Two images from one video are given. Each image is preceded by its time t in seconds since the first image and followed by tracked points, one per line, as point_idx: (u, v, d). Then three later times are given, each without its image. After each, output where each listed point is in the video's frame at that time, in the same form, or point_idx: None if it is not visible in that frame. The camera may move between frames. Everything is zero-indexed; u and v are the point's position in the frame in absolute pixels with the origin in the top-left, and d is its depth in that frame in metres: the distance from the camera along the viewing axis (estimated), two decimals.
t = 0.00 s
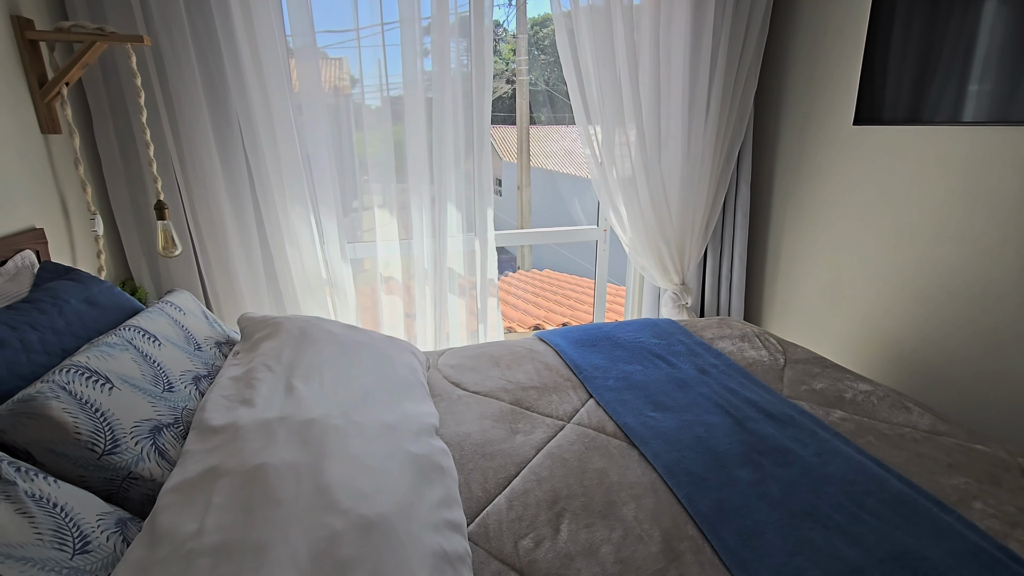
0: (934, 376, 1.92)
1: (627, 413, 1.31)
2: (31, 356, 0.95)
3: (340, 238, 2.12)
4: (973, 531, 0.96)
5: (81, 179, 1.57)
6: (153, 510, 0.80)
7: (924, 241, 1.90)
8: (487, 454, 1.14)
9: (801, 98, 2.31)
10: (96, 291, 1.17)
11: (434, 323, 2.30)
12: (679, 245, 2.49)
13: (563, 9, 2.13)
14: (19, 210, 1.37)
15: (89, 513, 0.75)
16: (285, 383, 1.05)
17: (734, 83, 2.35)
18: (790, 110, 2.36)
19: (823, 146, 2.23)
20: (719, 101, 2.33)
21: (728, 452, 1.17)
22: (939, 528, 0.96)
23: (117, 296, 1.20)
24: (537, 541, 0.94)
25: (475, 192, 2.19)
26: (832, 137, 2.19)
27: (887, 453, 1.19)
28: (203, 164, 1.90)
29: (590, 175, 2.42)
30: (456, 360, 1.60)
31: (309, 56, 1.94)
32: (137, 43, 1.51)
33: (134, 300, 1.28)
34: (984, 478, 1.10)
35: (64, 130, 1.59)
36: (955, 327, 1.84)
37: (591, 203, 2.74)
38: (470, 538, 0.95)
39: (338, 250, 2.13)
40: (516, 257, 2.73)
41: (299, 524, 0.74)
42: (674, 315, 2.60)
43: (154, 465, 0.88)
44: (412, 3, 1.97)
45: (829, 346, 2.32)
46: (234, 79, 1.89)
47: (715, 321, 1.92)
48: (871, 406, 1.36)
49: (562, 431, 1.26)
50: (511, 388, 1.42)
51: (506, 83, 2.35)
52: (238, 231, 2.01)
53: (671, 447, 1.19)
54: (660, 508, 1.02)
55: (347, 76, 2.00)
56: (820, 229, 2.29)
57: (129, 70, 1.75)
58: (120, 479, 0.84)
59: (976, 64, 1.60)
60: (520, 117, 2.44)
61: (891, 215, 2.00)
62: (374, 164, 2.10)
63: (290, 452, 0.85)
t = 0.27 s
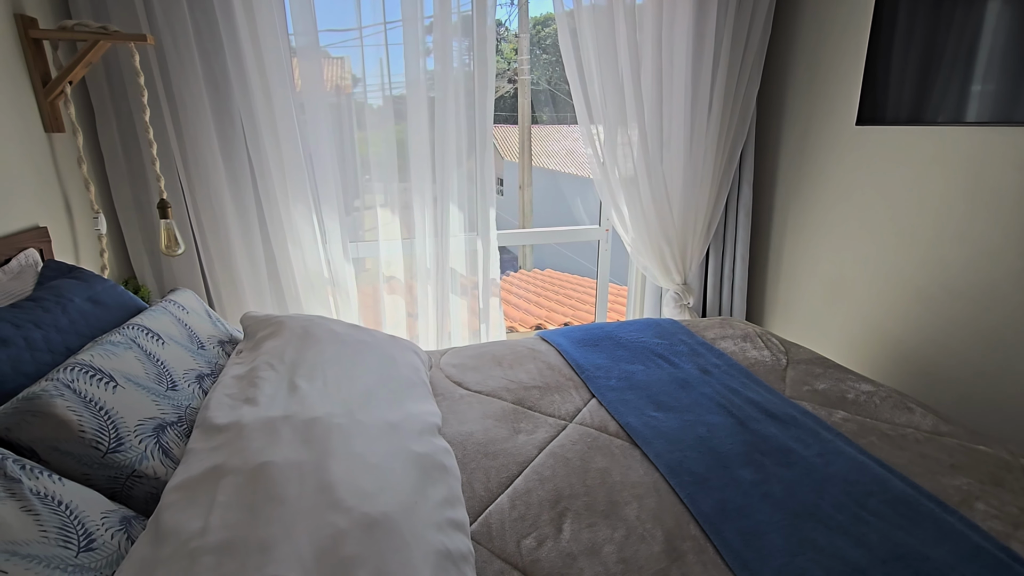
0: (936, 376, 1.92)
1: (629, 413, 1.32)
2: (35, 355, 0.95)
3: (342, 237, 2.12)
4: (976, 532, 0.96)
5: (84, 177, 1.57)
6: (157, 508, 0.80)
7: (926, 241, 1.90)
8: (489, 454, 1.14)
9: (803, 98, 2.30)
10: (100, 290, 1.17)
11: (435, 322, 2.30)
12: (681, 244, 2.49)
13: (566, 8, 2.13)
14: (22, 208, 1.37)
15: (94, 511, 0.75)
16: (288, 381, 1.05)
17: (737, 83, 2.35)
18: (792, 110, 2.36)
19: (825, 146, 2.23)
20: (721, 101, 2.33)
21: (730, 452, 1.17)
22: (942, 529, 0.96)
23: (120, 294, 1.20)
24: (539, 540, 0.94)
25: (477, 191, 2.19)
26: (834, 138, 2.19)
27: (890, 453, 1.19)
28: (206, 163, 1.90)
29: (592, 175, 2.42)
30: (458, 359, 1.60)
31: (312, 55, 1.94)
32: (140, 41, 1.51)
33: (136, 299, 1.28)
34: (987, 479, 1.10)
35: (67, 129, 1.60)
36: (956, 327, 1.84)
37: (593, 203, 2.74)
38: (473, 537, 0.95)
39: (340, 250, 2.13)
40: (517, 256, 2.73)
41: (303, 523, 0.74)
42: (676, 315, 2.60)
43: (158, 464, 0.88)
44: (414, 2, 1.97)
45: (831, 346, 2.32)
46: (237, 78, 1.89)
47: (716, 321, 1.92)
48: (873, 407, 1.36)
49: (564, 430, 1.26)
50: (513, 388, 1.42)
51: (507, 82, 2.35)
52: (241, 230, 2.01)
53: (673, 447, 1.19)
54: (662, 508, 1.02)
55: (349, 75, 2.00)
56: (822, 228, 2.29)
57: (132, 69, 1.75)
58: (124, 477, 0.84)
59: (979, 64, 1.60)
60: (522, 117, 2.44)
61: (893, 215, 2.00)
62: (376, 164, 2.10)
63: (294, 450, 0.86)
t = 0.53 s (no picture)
0: (933, 377, 1.93)
1: (627, 414, 1.32)
2: (35, 354, 0.95)
3: (342, 236, 2.12)
4: (971, 533, 0.96)
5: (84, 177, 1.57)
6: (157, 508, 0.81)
7: (924, 243, 1.91)
8: (488, 454, 1.15)
9: (802, 100, 2.31)
10: (100, 290, 1.18)
11: (435, 322, 2.30)
12: (680, 245, 2.50)
13: (566, 9, 2.14)
14: (22, 208, 1.37)
15: (94, 511, 0.75)
16: (288, 382, 1.05)
17: (736, 85, 2.36)
18: (791, 112, 2.37)
19: (824, 148, 2.24)
20: (720, 102, 2.34)
21: (728, 453, 1.18)
22: (938, 530, 0.96)
23: (120, 294, 1.21)
24: (537, 540, 0.95)
25: (477, 192, 2.20)
26: (832, 139, 2.20)
27: (886, 454, 1.19)
28: (206, 162, 1.90)
29: (591, 176, 2.43)
30: (457, 360, 1.60)
31: (312, 55, 1.94)
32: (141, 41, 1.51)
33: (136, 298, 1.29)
34: (983, 480, 1.11)
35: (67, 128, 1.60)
36: (954, 328, 1.85)
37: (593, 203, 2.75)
38: (471, 537, 0.95)
39: (339, 249, 2.14)
40: (517, 257, 2.74)
41: (302, 523, 0.74)
42: (675, 316, 2.61)
43: (157, 463, 0.88)
44: (414, 2, 1.97)
45: (830, 347, 2.32)
46: (237, 78, 1.89)
47: (715, 322, 1.93)
48: (870, 408, 1.37)
49: (563, 431, 1.26)
50: (512, 388, 1.43)
51: (507, 83, 2.35)
52: (240, 230, 2.02)
53: (671, 448, 1.19)
54: (659, 508, 1.03)
55: (349, 75, 2.00)
56: (820, 230, 2.30)
57: (132, 69, 1.75)
58: (123, 476, 0.85)
59: (978, 67, 1.60)
60: (522, 117, 2.44)
61: (891, 216, 2.01)
62: (376, 164, 2.10)
63: (293, 450, 0.86)
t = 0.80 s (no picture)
0: (931, 378, 1.93)
1: (627, 413, 1.33)
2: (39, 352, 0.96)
3: (342, 235, 2.13)
4: (968, 532, 0.97)
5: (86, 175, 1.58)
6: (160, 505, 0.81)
7: (923, 244, 1.92)
8: (488, 453, 1.16)
9: (801, 101, 2.32)
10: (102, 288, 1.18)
11: (435, 321, 2.31)
12: (679, 245, 2.51)
13: (567, 9, 2.14)
14: (24, 207, 1.38)
15: (98, 508, 0.76)
16: (290, 380, 1.06)
17: (735, 86, 2.36)
18: (790, 114, 2.38)
19: (823, 150, 2.25)
20: (720, 104, 2.35)
21: (727, 452, 1.19)
22: (934, 529, 0.97)
23: (122, 293, 1.21)
24: (537, 538, 0.95)
25: (476, 191, 2.20)
26: (831, 141, 2.21)
27: (883, 454, 1.20)
28: (207, 161, 1.91)
29: (591, 176, 2.44)
30: (457, 359, 1.61)
31: (313, 54, 1.95)
32: (143, 41, 1.52)
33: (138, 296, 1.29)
34: (979, 480, 1.12)
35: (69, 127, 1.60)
36: (952, 330, 1.86)
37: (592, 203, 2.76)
38: (472, 535, 0.96)
39: (340, 248, 2.14)
40: (516, 256, 2.74)
41: (306, 520, 0.75)
42: (674, 316, 2.62)
43: (161, 461, 0.89)
44: (415, 1, 1.97)
45: (828, 348, 2.33)
46: (238, 77, 1.90)
47: (714, 322, 1.94)
48: (868, 409, 1.38)
49: (563, 430, 1.27)
50: (512, 388, 1.44)
51: (507, 82, 2.36)
52: (241, 229, 2.02)
53: (670, 448, 1.20)
54: (659, 507, 1.03)
55: (349, 74, 2.01)
56: (819, 231, 2.31)
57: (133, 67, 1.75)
58: (127, 474, 0.85)
59: (976, 69, 1.61)
60: (522, 117, 2.45)
61: (890, 218, 2.02)
62: (377, 163, 2.10)
63: (296, 448, 0.87)
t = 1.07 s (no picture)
0: (932, 381, 1.93)
1: (626, 415, 1.32)
2: (32, 351, 0.94)
3: (340, 234, 2.11)
4: (969, 535, 0.97)
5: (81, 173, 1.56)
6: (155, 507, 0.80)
7: (923, 246, 1.91)
8: (487, 454, 1.15)
9: (800, 102, 2.32)
10: (97, 287, 1.17)
11: (433, 321, 2.29)
12: (678, 246, 2.50)
13: (567, 8, 2.13)
14: (18, 204, 1.36)
15: (91, 510, 0.75)
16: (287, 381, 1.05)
17: (735, 86, 2.36)
18: (790, 114, 2.37)
19: (823, 150, 2.24)
20: (720, 104, 2.34)
21: (727, 454, 1.18)
22: (936, 532, 0.97)
23: (118, 291, 1.20)
24: (537, 541, 0.94)
25: (476, 191, 2.19)
26: (831, 141, 2.20)
27: (884, 456, 1.20)
28: (204, 159, 1.89)
29: (591, 176, 2.43)
30: (456, 359, 1.60)
31: (312, 52, 1.94)
32: (139, 37, 1.50)
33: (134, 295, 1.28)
34: (980, 483, 1.11)
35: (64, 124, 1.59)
36: (953, 332, 1.85)
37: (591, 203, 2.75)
38: (471, 537, 0.95)
39: (338, 248, 2.13)
40: (514, 256, 2.73)
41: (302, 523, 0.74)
42: (673, 317, 2.61)
43: (156, 462, 0.88)
44: None
45: (828, 350, 2.33)
46: (236, 75, 1.88)
47: (713, 323, 1.93)
48: (868, 410, 1.37)
49: (562, 431, 1.26)
50: (511, 388, 1.43)
51: (506, 81, 2.35)
52: (238, 227, 2.01)
53: (670, 449, 1.19)
54: (659, 509, 1.03)
55: (347, 73, 2.00)
56: (820, 232, 2.30)
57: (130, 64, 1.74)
58: (121, 475, 0.84)
59: (975, 70, 1.61)
60: (521, 117, 2.44)
61: (890, 219, 2.02)
62: (375, 162, 2.09)
63: (292, 450, 0.86)
